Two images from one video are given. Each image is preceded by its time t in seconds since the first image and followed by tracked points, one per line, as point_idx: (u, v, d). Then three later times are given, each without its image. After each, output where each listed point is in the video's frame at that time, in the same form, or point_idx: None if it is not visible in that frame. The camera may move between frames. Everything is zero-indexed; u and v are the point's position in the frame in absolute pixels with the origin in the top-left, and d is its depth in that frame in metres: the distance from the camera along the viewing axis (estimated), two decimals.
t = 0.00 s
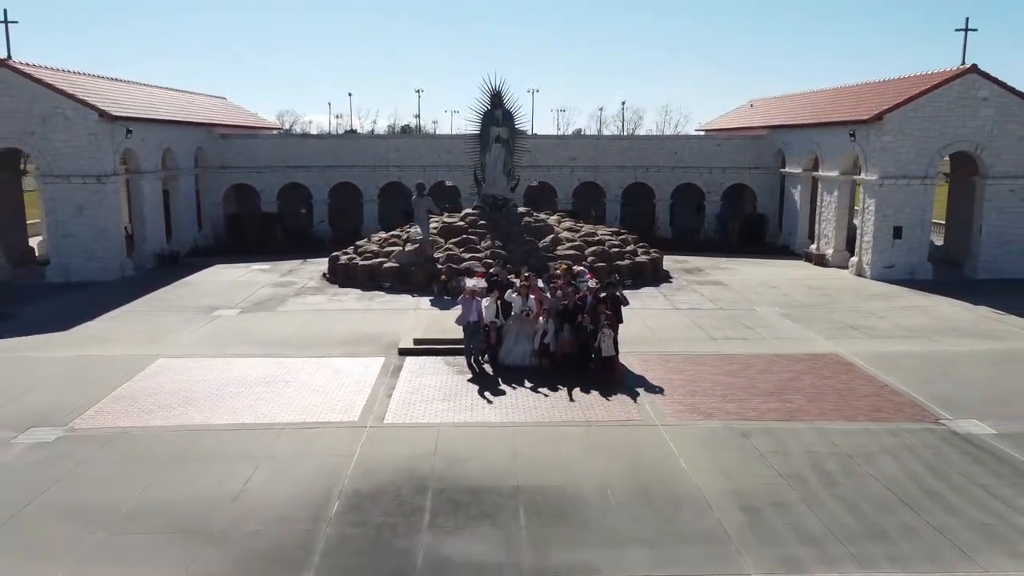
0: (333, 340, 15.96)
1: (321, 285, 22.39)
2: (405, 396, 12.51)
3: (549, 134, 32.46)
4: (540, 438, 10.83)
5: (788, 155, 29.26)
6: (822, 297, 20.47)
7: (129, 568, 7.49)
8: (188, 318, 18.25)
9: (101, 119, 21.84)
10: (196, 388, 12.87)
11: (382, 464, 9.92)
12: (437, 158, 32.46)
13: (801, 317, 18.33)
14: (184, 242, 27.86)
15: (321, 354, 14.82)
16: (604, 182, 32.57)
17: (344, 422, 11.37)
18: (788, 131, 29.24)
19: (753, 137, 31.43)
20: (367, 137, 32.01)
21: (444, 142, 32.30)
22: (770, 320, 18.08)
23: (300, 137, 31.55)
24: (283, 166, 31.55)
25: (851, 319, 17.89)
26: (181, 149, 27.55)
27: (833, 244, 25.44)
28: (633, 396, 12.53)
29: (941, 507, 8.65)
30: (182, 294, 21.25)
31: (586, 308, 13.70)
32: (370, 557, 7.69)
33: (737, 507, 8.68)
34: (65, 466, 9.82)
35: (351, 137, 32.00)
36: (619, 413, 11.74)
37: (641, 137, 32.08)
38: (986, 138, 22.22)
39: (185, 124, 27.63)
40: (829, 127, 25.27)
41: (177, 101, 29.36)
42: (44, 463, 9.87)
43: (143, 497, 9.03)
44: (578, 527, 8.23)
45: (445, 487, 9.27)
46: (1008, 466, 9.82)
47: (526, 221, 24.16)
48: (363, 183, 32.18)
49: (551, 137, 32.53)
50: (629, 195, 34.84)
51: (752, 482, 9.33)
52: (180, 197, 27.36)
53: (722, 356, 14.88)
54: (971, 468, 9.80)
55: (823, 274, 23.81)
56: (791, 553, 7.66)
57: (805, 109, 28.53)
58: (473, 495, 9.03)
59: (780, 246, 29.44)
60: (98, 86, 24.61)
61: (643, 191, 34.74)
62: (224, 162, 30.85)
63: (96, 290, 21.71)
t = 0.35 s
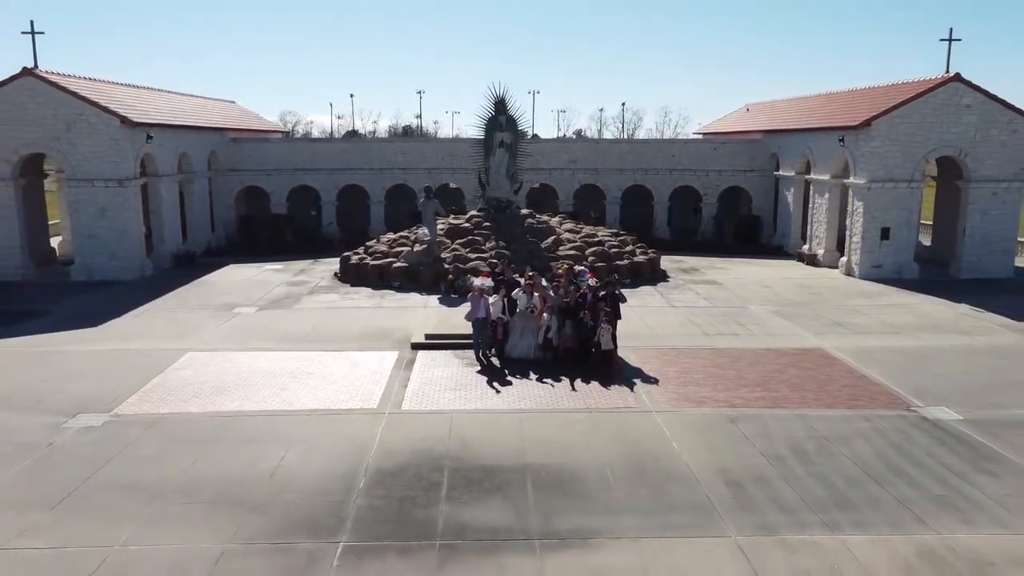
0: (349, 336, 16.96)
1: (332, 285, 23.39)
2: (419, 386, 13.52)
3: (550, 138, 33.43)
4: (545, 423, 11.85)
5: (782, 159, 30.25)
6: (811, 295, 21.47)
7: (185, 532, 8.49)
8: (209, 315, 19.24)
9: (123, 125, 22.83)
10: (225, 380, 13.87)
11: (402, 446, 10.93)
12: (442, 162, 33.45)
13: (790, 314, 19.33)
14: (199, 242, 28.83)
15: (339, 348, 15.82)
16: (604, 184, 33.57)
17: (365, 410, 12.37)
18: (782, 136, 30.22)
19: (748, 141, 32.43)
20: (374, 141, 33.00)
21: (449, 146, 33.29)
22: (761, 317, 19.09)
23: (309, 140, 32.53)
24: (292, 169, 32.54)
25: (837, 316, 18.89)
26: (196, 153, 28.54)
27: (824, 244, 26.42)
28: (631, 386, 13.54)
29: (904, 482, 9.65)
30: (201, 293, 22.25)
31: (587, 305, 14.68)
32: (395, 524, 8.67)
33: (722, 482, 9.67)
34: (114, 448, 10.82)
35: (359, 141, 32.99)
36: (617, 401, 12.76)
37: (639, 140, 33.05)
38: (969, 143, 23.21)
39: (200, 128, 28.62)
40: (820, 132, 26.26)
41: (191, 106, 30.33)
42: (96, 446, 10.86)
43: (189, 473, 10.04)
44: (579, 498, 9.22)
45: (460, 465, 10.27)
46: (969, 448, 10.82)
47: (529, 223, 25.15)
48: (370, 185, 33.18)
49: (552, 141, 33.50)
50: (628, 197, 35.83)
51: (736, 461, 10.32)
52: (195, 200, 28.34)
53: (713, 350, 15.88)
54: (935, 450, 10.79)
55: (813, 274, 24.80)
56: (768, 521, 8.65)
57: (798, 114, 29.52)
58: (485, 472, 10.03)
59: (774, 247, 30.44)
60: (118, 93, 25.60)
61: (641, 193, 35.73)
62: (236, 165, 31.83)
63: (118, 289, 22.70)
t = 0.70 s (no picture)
0: (363, 332, 18.08)
1: (344, 284, 24.51)
2: (430, 378, 14.65)
3: (552, 142, 34.54)
4: (546, 410, 12.97)
5: (774, 163, 31.37)
6: (799, 294, 22.59)
7: (229, 502, 9.62)
8: (229, 313, 20.37)
9: (144, 132, 23.97)
10: (251, 372, 14.99)
11: (418, 430, 12.06)
12: (446, 166, 34.59)
13: (778, 312, 20.45)
14: (214, 244, 29.95)
15: (354, 344, 16.95)
16: (603, 187, 34.69)
17: (382, 399, 13.49)
18: (775, 141, 31.33)
19: (742, 146, 33.53)
20: (380, 146, 34.10)
21: (453, 150, 34.40)
22: (750, 315, 20.21)
23: (318, 145, 33.63)
24: (302, 172, 33.64)
25: (822, 314, 20.00)
26: (210, 157, 29.66)
27: (814, 246, 27.53)
28: (626, 378, 14.66)
29: (869, 461, 10.76)
30: (219, 292, 23.38)
31: (586, 303, 15.81)
32: (415, 495, 9.80)
33: (706, 461, 10.79)
34: (157, 432, 11.96)
35: (366, 146, 34.09)
36: (613, 391, 13.88)
37: (638, 145, 34.15)
38: (951, 150, 24.33)
39: (214, 134, 29.74)
40: (810, 138, 27.38)
41: (205, 112, 31.46)
42: (140, 430, 12.00)
43: (227, 453, 11.17)
44: (578, 474, 10.35)
45: (470, 446, 11.40)
46: (931, 432, 11.93)
47: (531, 225, 26.27)
48: (377, 189, 34.31)
49: (553, 145, 34.61)
50: (626, 199, 36.94)
51: (720, 443, 11.43)
52: (209, 202, 29.46)
53: (704, 345, 17.00)
54: (900, 433, 11.91)
55: (803, 274, 25.91)
56: (745, 493, 9.77)
57: (790, 121, 30.63)
58: (494, 453, 11.15)
59: (768, 248, 31.55)
60: (137, 100, 26.72)
61: (639, 196, 36.84)
62: (248, 169, 32.93)
63: (140, 288, 23.82)
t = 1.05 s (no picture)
0: (374, 332, 19.26)
1: (353, 286, 25.68)
2: (439, 374, 15.82)
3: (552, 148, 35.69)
4: (546, 404, 14.14)
5: (766, 169, 32.55)
6: (787, 296, 23.76)
7: (264, 483, 10.79)
8: (247, 314, 21.55)
9: (163, 141, 25.17)
10: (273, 369, 16.16)
11: (429, 421, 13.23)
12: (450, 171, 35.77)
13: (765, 312, 21.63)
14: (226, 246, 31.11)
15: (367, 343, 18.12)
16: (601, 191, 35.88)
17: (395, 393, 14.66)
18: (766, 148, 32.50)
19: (735, 152, 34.70)
20: (386, 152, 35.27)
21: (456, 156, 35.57)
22: (739, 315, 21.38)
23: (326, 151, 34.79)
24: (310, 177, 34.80)
25: (806, 315, 21.17)
26: (224, 164, 30.84)
27: (803, 249, 28.70)
28: (620, 374, 15.82)
29: (837, 448, 11.93)
30: (235, 293, 24.55)
31: (583, 305, 16.98)
32: (429, 478, 10.98)
33: (690, 448, 11.96)
34: (192, 422, 13.13)
35: (372, 152, 35.26)
36: (607, 387, 15.05)
37: (635, 151, 35.30)
38: (932, 158, 25.51)
39: (228, 141, 30.92)
40: (799, 146, 28.55)
41: (218, 119, 32.63)
42: (177, 421, 13.17)
43: (258, 442, 12.34)
44: (575, 459, 11.52)
45: (477, 435, 12.57)
46: (896, 422, 13.09)
47: (532, 230, 27.44)
48: (383, 193, 35.49)
49: (553, 151, 35.77)
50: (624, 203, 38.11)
51: (703, 432, 12.61)
52: (222, 207, 30.62)
53: (693, 344, 18.17)
54: (868, 424, 13.07)
55: (792, 277, 27.07)
56: (724, 475, 10.93)
57: (781, 128, 31.80)
58: (498, 441, 12.33)
59: (760, 251, 32.72)
60: (155, 110, 27.91)
61: (636, 200, 38.01)
62: (258, 174, 34.08)
63: (159, 290, 25.00)
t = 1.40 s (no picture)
0: (383, 332, 20.47)
1: (361, 288, 26.89)
2: (445, 372, 17.04)
3: (551, 154, 36.87)
4: (545, 399, 15.35)
5: (758, 175, 33.74)
6: (774, 298, 24.98)
7: (290, 468, 12.00)
8: (261, 315, 22.75)
9: (180, 151, 26.41)
10: (290, 367, 17.35)
11: (437, 413, 14.45)
12: (452, 176, 36.96)
13: (753, 314, 22.83)
14: (237, 250, 32.31)
15: (377, 342, 19.33)
16: (599, 196, 37.10)
17: (405, 389, 15.86)
18: (757, 155, 33.69)
19: (728, 158, 35.88)
20: (391, 158, 36.44)
21: (459, 162, 36.76)
22: (727, 316, 22.60)
23: (333, 157, 35.97)
24: (318, 183, 35.97)
25: (791, 316, 22.38)
26: (235, 170, 32.04)
27: (792, 252, 29.89)
28: (613, 372, 17.03)
29: (809, 438, 13.13)
30: (248, 296, 25.74)
31: (579, 306, 18.17)
32: (438, 464, 12.19)
33: (675, 438, 13.16)
34: (220, 416, 14.34)
35: (377, 158, 36.44)
36: (602, 383, 16.25)
37: (631, 157, 36.48)
38: (914, 166, 26.72)
39: (239, 148, 32.13)
40: (788, 154, 29.74)
41: (229, 127, 33.82)
42: (206, 415, 14.37)
43: (281, 433, 13.55)
44: (570, 448, 12.71)
45: (481, 427, 13.77)
46: (866, 415, 14.28)
47: (531, 234, 28.62)
48: (388, 198, 36.68)
49: (552, 157, 36.96)
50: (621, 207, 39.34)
51: (688, 424, 13.80)
52: (234, 212, 31.82)
53: (683, 343, 19.40)
54: (839, 416, 14.28)
55: (781, 279, 28.26)
56: (705, 462, 12.13)
57: (772, 136, 32.99)
58: (500, 431, 13.54)
59: (751, 254, 33.93)
60: (171, 119, 29.12)
61: (633, 204, 39.22)
62: (268, 179, 35.24)
63: (176, 292, 26.21)
